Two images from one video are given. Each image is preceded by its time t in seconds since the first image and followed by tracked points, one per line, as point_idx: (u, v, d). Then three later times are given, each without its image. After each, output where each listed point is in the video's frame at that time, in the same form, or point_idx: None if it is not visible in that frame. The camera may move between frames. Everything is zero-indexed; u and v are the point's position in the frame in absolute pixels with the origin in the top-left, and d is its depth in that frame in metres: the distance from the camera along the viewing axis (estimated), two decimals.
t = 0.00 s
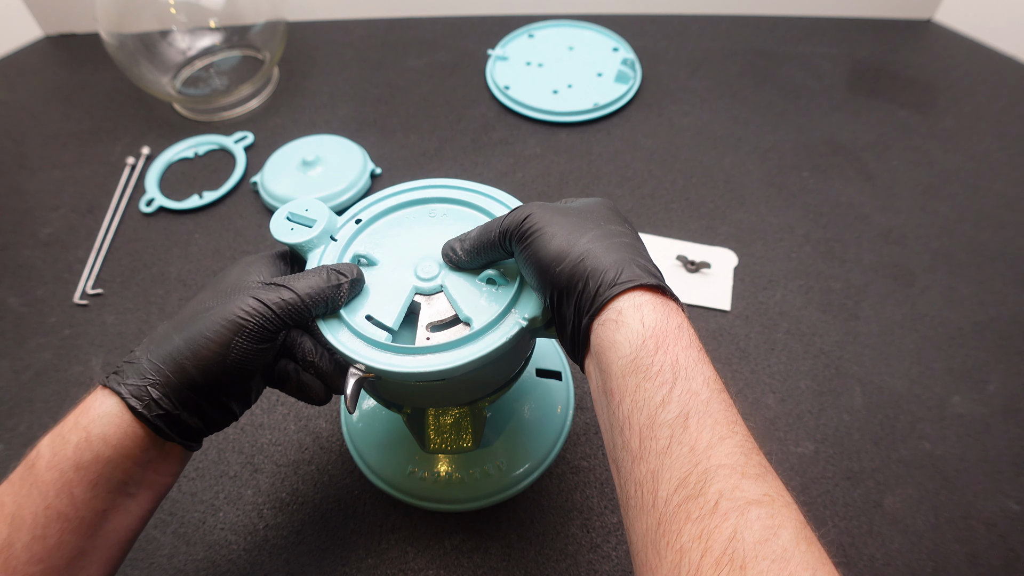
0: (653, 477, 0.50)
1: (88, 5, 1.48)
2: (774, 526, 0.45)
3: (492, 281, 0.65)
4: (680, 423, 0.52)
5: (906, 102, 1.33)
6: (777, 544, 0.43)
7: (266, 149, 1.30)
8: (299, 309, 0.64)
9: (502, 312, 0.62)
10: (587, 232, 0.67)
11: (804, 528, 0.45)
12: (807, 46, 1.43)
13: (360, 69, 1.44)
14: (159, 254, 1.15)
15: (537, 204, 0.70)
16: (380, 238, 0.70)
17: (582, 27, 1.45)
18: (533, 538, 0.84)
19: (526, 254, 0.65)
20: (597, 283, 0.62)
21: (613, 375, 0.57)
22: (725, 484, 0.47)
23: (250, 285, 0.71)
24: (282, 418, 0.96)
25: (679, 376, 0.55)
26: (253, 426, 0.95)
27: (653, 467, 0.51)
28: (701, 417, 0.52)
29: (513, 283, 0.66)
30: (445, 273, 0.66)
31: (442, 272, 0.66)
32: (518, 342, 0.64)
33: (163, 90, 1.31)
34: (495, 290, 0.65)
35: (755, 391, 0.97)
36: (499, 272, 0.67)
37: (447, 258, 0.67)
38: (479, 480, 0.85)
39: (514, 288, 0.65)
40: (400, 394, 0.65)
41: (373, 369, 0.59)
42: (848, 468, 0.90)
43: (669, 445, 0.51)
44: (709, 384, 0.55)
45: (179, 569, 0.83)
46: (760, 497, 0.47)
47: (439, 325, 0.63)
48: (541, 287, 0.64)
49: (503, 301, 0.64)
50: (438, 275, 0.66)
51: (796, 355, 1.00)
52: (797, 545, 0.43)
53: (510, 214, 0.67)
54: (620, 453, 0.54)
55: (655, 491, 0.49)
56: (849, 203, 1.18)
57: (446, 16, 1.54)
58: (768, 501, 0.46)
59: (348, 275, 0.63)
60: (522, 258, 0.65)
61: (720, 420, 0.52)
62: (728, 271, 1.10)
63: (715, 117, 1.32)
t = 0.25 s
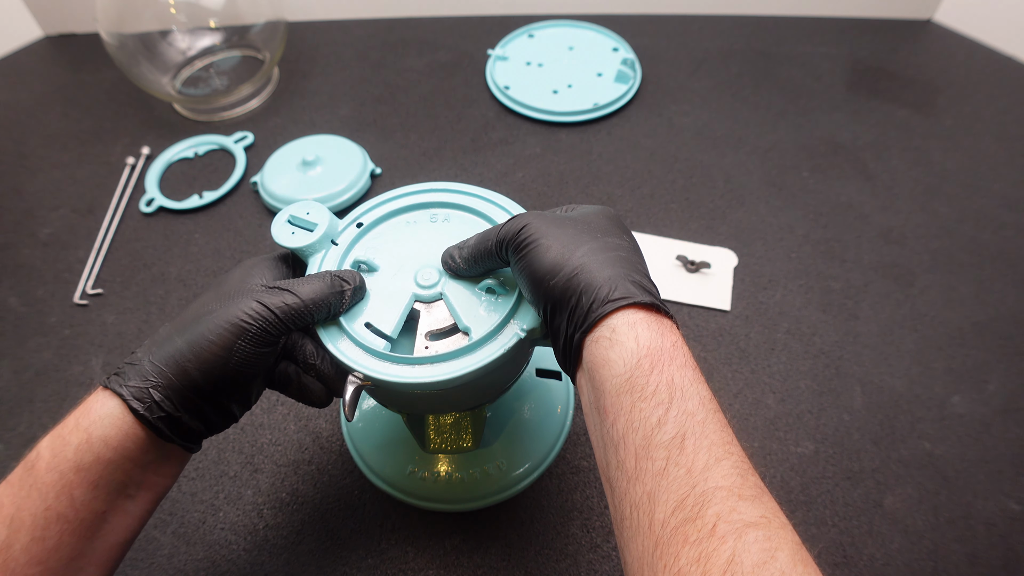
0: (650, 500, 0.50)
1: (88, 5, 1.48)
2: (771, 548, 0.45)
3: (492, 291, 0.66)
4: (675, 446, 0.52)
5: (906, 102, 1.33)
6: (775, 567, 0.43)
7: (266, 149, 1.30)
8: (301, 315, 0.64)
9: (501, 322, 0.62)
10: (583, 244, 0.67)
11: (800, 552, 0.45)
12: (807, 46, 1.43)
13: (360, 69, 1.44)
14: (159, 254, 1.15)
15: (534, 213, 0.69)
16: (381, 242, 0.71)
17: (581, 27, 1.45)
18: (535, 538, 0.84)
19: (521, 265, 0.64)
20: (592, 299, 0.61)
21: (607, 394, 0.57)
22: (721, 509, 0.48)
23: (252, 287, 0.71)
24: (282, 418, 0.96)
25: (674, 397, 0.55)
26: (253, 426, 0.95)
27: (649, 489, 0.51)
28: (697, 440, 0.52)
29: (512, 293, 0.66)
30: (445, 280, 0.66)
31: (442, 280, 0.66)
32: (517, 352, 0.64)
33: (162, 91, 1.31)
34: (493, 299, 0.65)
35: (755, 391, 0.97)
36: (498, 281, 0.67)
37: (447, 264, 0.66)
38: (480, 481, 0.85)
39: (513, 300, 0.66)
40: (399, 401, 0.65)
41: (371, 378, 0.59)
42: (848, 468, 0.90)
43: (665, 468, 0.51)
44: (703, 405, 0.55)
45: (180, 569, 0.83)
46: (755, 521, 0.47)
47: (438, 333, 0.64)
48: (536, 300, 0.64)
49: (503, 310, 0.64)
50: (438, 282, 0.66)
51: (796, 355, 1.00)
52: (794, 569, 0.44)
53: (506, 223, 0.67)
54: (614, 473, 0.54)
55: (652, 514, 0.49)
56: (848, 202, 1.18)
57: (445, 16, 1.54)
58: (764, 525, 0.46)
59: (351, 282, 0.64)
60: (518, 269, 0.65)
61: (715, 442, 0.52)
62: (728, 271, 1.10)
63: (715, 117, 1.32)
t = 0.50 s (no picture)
0: (645, 516, 0.50)
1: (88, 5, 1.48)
2: (766, 565, 0.44)
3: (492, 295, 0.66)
4: (671, 462, 0.52)
5: (906, 102, 1.32)
6: None
7: (266, 149, 1.30)
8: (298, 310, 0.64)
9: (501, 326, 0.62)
10: (584, 254, 0.67)
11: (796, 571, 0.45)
12: (807, 46, 1.43)
13: (360, 69, 1.44)
14: (159, 254, 1.15)
15: (535, 220, 0.69)
16: (384, 242, 0.71)
17: (582, 27, 1.45)
18: (535, 539, 0.84)
19: (521, 273, 0.64)
20: (590, 310, 0.61)
21: (604, 407, 0.57)
22: (716, 526, 0.47)
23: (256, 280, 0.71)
24: (282, 418, 0.96)
25: (671, 412, 0.55)
26: (253, 425, 0.95)
27: (645, 505, 0.50)
28: (693, 455, 0.52)
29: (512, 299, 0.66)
30: (446, 283, 0.66)
31: (444, 282, 0.66)
32: (516, 358, 0.64)
33: (162, 91, 1.31)
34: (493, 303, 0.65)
35: (755, 391, 0.97)
36: (498, 286, 0.67)
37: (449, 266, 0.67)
38: (480, 482, 0.85)
39: (514, 305, 0.66)
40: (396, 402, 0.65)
41: (368, 378, 0.59)
42: (849, 468, 0.90)
43: (661, 484, 0.51)
44: (701, 421, 0.55)
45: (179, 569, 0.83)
46: (751, 538, 0.46)
47: (437, 335, 0.64)
48: (534, 309, 0.64)
49: (503, 315, 0.64)
50: (440, 284, 0.66)
51: (796, 356, 1.00)
52: None
53: (508, 230, 0.66)
54: (611, 487, 0.54)
55: (648, 530, 0.49)
56: (848, 202, 1.18)
57: (445, 16, 1.54)
58: (760, 543, 0.46)
59: (354, 281, 0.64)
60: (519, 276, 0.64)
61: (712, 458, 0.52)
62: (729, 271, 1.10)
63: (715, 117, 1.32)
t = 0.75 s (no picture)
0: (648, 525, 0.50)
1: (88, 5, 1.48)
2: None
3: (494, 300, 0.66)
4: (675, 473, 0.52)
5: (905, 102, 1.32)
6: None
7: (266, 149, 1.30)
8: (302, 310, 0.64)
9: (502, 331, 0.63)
10: (590, 259, 0.67)
11: None
12: (807, 46, 1.43)
13: (360, 69, 1.44)
14: (159, 254, 1.15)
15: (541, 225, 0.69)
16: (389, 242, 0.71)
17: (582, 27, 1.45)
18: (535, 539, 0.84)
19: (526, 277, 0.64)
20: (595, 317, 0.61)
21: (608, 414, 0.57)
22: (720, 537, 0.47)
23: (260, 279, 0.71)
24: (283, 418, 0.96)
25: (675, 422, 0.55)
26: (253, 426, 0.95)
27: (648, 515, 0.50)
28: (697, 466, 0.52)
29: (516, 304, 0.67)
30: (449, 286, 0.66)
31: (447, 285, 0.66)
32: (517, 364, 0.64)
33: (163, 91, 1.31)
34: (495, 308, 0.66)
35: (754, 391, 0.97)
36: (502, 290, 0.67)
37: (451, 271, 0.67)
38: (481, 483, 0.85)
39: (517, 310, 0.66)
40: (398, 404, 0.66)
41: (369, 380, 0.59)
42: (848, 468, 0.90)
43: (664, 494, 0.51)
44: (705, 432, 0.55)
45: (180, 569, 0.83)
46: (754, 550, 0.46)
47: (439, 339, 0.65)
48: (538, 313, 0.64)
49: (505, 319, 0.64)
50: (443, 287, 0.66)
51: (796, 356, 1.00)
52: None
53: (513, 234, 0.66)
54: (613, 495, 0.54)
55: (650, 540, 0.49)
56: (848, 202, 1.19)
57: (445, 16, 1.54)
58: (763, 555, 0.46)
59: (358, 281, 0.64)
60: (523, 280, 0.64)
61: (715, 468, 0.52)
62: (728, 271, 1.10)
63: (715, 117, 1.32)
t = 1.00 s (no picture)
0: (650, 525, 0.50)
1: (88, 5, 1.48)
2: None
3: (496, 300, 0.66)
4: (677, 473, 0.52)
5: (905, 102, 1.32)
6: None
7: (266, 149, 1.30)
8: (308, 306, 0.64)
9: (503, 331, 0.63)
10: (591, 259, 0.67)
11: None
12: (807, 46, 1.43)
13: (360, 69, 1.44)
14: (159, 253, 1.15)
15: (543, 223, 0.69)
16: (392, 240, 0.71)
17: (582, 27, 1.45)
18: (535, 539, 0.84)
19: (527, 274, 0.64)
20: (594, 315, 0.61)
21: (608, 413, 0.57)
22: (722, 538, 0.47)
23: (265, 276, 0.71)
24: (283, 418, 0.96)
25: (677, 422, 0.55)
26: (253, 426, 0.95)
27: (650, 515, 0.50)
28: (698, 467, 0.52)
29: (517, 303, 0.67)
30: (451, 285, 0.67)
31: (449, 283, 0.66)
32: (517, 364, 0.64)
33: (163, 91, 1.31)
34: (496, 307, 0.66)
35: (754, 391, 0.97)
36: (504, 289, 0.68)
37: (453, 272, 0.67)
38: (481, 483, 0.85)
39: (518, 310, 0.66)
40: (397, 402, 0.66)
41: (371, 377, 0.59)
42: (848, 468, 0.90)
43: (666, 494, 0.51)
44: (706, 432, 0.55)
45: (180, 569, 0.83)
46: (756, 550, 0.46)
47: (440, 336, 0.65)
48: (538, 310, 0.64)
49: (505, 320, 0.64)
50: (445, 286, 0.66)
51: (796, 356, 1.00)
52: None
53: (515, 231, 0.66)
54: (614, 495, 0.54)
55: (652, 540, 0.49)
56: (848, 202, 1.18)
57: (445, 16, 1.54)
58: (764, 555, 0.46)
59: (362, 277, 0.64)
60: (524, 277, 0.65)
61: (717, 469, 0.52)
62: (728, 271, 1.10)
63: (715, 117, 1.32)
